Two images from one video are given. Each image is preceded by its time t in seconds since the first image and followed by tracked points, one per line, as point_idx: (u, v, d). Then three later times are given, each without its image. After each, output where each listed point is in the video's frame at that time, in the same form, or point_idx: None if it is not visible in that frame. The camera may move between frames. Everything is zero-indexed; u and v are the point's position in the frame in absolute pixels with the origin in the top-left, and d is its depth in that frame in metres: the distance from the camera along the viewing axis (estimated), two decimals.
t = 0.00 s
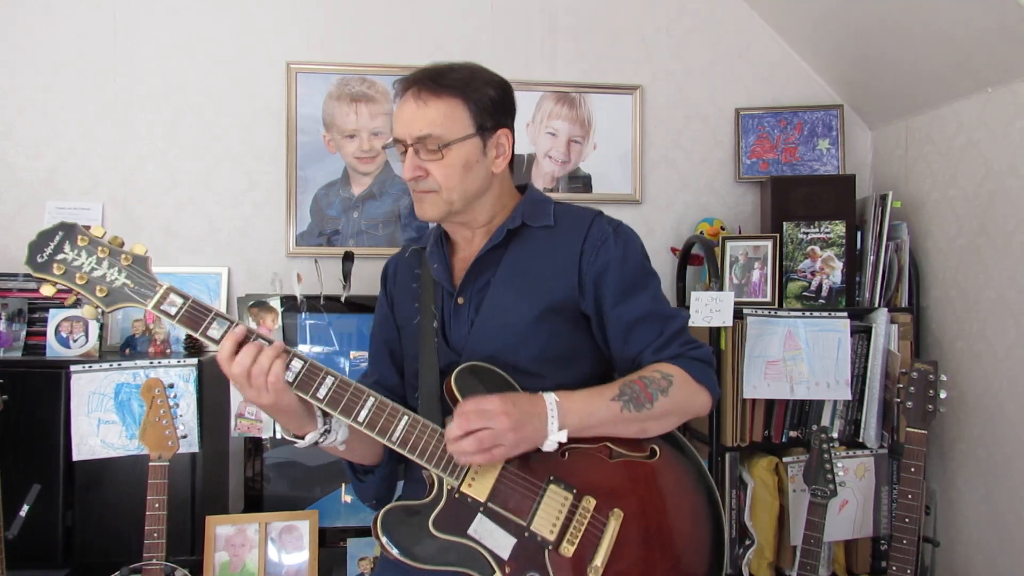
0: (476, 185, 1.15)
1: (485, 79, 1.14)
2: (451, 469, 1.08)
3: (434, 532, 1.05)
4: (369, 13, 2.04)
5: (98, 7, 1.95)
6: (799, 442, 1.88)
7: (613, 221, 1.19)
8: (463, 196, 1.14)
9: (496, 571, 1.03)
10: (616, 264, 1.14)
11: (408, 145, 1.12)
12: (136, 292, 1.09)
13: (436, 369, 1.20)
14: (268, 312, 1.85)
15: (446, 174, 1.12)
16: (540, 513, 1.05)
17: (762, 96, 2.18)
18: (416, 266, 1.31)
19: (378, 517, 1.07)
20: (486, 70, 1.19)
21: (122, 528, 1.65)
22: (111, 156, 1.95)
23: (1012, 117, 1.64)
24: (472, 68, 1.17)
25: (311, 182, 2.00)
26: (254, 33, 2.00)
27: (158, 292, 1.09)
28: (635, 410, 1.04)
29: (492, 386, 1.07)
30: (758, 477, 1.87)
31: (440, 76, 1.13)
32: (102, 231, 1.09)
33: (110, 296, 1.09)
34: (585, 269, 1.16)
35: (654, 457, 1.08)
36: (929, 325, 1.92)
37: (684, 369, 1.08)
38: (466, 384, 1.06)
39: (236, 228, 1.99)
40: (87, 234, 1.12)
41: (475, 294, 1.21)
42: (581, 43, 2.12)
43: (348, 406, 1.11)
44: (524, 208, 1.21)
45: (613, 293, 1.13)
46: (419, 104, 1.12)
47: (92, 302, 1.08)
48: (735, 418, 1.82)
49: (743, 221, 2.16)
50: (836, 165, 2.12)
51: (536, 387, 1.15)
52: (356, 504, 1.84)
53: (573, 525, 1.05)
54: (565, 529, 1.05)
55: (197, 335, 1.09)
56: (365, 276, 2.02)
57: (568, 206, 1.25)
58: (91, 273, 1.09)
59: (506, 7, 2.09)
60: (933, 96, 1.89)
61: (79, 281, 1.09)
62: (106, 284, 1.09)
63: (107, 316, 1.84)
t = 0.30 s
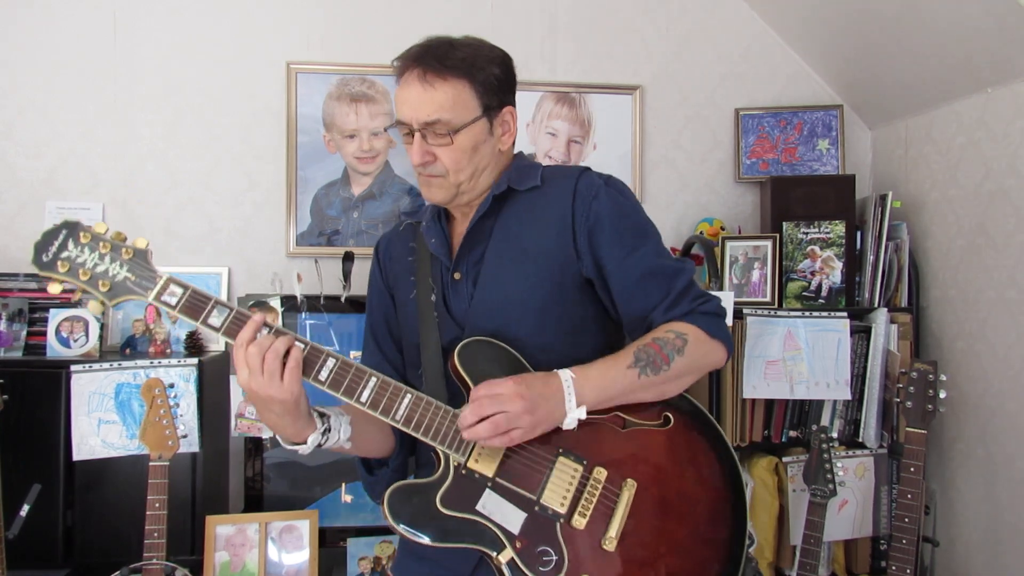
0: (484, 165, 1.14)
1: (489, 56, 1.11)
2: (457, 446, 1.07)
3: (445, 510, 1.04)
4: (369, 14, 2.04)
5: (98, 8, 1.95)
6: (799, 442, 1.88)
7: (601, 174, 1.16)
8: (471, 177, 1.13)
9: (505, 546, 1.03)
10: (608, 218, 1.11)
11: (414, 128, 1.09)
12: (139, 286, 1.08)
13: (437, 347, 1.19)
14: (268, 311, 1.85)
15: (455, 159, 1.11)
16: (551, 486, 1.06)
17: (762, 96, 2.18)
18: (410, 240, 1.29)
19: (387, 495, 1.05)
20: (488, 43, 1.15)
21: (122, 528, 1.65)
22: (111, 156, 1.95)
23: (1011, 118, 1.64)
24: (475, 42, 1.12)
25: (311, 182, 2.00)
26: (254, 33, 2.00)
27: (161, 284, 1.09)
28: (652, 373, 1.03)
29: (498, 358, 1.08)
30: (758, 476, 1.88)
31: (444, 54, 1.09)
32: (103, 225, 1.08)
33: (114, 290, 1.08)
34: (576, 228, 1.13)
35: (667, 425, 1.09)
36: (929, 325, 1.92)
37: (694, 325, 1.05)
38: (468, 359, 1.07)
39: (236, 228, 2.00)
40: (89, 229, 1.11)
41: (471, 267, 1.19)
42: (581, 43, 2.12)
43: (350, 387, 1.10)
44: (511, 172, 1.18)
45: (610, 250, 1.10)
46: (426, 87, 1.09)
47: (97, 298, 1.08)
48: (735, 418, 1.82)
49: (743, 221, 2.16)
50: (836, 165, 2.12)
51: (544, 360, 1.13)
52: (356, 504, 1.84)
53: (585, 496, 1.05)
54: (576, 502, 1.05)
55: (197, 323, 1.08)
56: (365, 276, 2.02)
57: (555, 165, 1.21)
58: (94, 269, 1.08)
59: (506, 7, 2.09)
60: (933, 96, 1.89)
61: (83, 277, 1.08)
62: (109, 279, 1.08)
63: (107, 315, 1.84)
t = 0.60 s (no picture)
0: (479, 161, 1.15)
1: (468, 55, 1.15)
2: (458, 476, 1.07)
3: (444, 539, 1.07)
4: (369, 13, 2.04)
5: (98, 8, 1.95)
6: (799, 442, 1.88)
7: (593, 193, 1.16)
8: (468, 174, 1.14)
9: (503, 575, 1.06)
10: (596, 241, 1.09)
11: (405, 132, 1.12)
12: (140, 315, 1.11)
13: (433, 372, 1.22)
14: (268, 310, 1.86)
15: (447, 156, 1.13)
16: (548, 516, 1.08)
17: (762, 96, 2.18)
18: (408, 256, 1.33)
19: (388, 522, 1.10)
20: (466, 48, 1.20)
21: (122, 528, 1.65)
22: (111, 156, 1.95)
23: (1012, 117, 1.65)
24: (453, 48, 1.18)
25: (311, 182, 2.00)
26: (254, 33, 2.00)
27: (162, 313, 1.11)
28: (641, 417, 1.02)
29: (490, 381, 1.08)
30: (758, 476, 1.88)
31: (424, 59, 1.14)
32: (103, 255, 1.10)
33: (115, 320, 1.11)
34: (566, 250, 1.13)
35: (665, 452, 1.12)
36: (929, 325, 1.92)
37: (684, 365, 1.04)
38: (470, 387, 1.08)
39: (236, 228, 1.99)
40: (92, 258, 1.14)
41: (462, 290, 1.21)
42: (581, 43, 2.12)
43: (352, 418, 1.11)
44: (505, 192, 1.19)
45: (597, 277, 1.08)
46: (408, 90, 1.13)
47: (98, 326, 1.10)
48: (735, 418, 1.82)
49: (743, 221, 2.16)
50: (836, 165, 2.12)
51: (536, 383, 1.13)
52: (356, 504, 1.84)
53: (584, 524, 1.08)
54: (574, 531, 1.08)
55: (200, 354, 1.12)
56: (365, 276, 2.02)
57: (550, 183, 1.22)
58: (96, 298, 1.11)
59: (506, 6, 2.09)
60: (933, 96, 1.89)
61: (86, 306, 1.11)
62: (111, 308, 1.11)
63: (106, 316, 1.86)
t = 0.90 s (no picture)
0: (437, 178, 1.15)
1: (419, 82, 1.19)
2: (456, 520, 1.05)
3: None
4: (369, 13, 2.04)
5: (98, 8, 1.95)
6: (799, 442, 1.88)
7: (602, 231, 1.17)
8: (428, 195, 1.15)
9: None
10: (606, 281, 1.12)
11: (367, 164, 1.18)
12: (128, 360, 1.11)
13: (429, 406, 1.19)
14: (268, 310, 1.86)
15: (405, 177, 1.15)
16: (545, 555, 1.03)
17: (762, 96, 2.18)
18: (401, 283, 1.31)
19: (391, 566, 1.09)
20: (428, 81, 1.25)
21: (123, 528, 1.65)
22: (111, 156, 1.95)
23: (1012, 117, 1.65)
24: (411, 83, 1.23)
25: (312, 182, 2.00)
26: (254, 32, 2.00)
27: (151, 359, 1.12)
28: (629, 443, 1.02)
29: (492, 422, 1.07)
30: (758, 476, 1.88)
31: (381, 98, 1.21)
32: (89, 297, 1.10)
33: (102, 365, 1.11)
34: (577, 290, 1.13)
35: (659, 488, 1.06)
36: (929, 325, 1.92)
37: (680, 403, 1.04)
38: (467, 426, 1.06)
39: (236, 228, 2.00)
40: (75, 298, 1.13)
41: (465, 324, 1.19)
42: (581, 43, 2.12)
43: (348, 463, 1.11)
44: (508, 224, 1.19)
45: (606, 317, 1.10)
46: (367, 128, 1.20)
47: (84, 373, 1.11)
48: (735, 418, 1.82)
49: (743, 221, 2.16)
50: (836, 165, 2.11)
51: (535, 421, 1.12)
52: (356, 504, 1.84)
53: (580, 568, 1.02)
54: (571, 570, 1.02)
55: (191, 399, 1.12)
56: (365, 277, 2.02)
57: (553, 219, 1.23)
58: (82, 343, 1.11)
59: (506, 7, 2.09)
60: (933, 95, 1.89)
61: (71, 350, 1.11)
62: (97, 353, 1.11)
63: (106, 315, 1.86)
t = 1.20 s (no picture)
0: (465, 131, 1.09)
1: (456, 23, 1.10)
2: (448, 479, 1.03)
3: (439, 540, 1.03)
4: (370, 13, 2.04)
5: (98, 8, 1.95)
6: (799, 442, 1.88)
7: (620, 179, 1.07)
8: (452, 146, 1.08)
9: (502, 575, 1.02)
10: (623, 232, 1.02)
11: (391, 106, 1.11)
12: (109, 330, 1.05)
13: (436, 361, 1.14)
14: (268, 310, 1.86)
15: (428, 127, 1.08)
16: (544, 511, 1.03)
17: (762, 96, 2.18)
18: (414, 230, 1.24)
19: (381, 528, 1.04)
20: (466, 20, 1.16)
21: (123, 528, 1.65)
22: (111, 156, 1.95)
23: (1012, 117, 1.65)
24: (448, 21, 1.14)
25: (311, 182, 2.00)
26: (254, 33, 2.00)
27: (132, 328, 1.05)
28: (644, 414, 0.96)
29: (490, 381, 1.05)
30: (758, 476, 1.87)
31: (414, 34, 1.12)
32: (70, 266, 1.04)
33: (84, 336, 1.05)
34: (590, 241, 1.05)
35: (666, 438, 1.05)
36: (929, 325, 1.92)
37: (702, 365, 0.96)
38: (457, 381, 1.06)
39: (236, 228, 2.00)
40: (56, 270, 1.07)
41: (473, 277, 1.12)
42: (581, 43, 2.12)
43: (334, 424, 1.08)
44: (523, 171, 1.11)
45: (621, 268, 1.01)
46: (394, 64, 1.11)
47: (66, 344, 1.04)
48: (734, 417, 1.83)
49: (743, 221, 2.16)
50: (836, 165, 2.12)
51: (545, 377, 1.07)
52: (356, 504, 1.84)
53: (581, 521, 1.03)
54: (573, 525, 1.03)
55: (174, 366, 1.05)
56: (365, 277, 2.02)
57: (570, 167, 1.14)
58: (63, 314, 1.05)
59: (506, 7, 2.09)
60: (933, 96, 1.89)
61: (53, 322, 1.05)
62: (79, 324, 1.05)
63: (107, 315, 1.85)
